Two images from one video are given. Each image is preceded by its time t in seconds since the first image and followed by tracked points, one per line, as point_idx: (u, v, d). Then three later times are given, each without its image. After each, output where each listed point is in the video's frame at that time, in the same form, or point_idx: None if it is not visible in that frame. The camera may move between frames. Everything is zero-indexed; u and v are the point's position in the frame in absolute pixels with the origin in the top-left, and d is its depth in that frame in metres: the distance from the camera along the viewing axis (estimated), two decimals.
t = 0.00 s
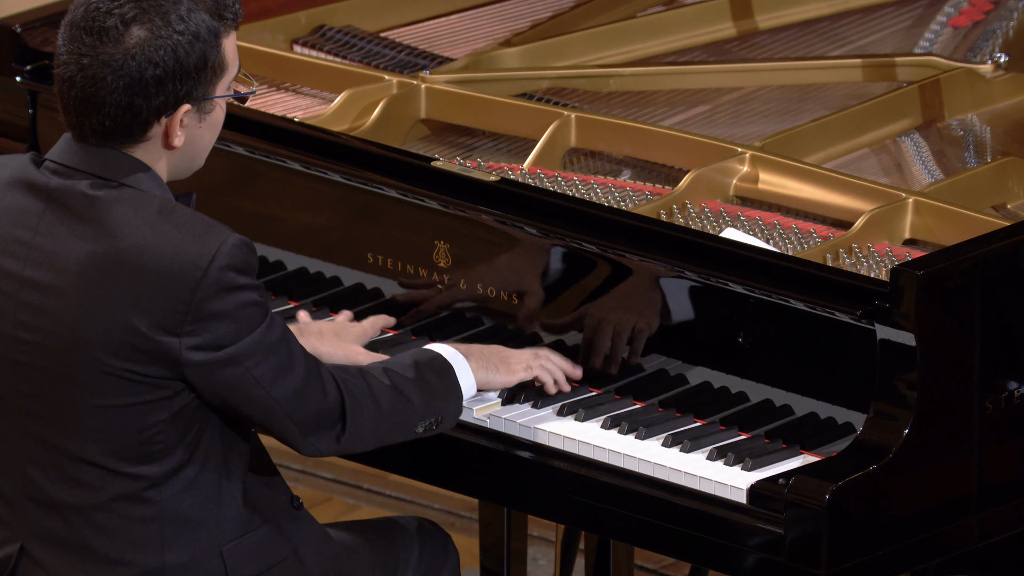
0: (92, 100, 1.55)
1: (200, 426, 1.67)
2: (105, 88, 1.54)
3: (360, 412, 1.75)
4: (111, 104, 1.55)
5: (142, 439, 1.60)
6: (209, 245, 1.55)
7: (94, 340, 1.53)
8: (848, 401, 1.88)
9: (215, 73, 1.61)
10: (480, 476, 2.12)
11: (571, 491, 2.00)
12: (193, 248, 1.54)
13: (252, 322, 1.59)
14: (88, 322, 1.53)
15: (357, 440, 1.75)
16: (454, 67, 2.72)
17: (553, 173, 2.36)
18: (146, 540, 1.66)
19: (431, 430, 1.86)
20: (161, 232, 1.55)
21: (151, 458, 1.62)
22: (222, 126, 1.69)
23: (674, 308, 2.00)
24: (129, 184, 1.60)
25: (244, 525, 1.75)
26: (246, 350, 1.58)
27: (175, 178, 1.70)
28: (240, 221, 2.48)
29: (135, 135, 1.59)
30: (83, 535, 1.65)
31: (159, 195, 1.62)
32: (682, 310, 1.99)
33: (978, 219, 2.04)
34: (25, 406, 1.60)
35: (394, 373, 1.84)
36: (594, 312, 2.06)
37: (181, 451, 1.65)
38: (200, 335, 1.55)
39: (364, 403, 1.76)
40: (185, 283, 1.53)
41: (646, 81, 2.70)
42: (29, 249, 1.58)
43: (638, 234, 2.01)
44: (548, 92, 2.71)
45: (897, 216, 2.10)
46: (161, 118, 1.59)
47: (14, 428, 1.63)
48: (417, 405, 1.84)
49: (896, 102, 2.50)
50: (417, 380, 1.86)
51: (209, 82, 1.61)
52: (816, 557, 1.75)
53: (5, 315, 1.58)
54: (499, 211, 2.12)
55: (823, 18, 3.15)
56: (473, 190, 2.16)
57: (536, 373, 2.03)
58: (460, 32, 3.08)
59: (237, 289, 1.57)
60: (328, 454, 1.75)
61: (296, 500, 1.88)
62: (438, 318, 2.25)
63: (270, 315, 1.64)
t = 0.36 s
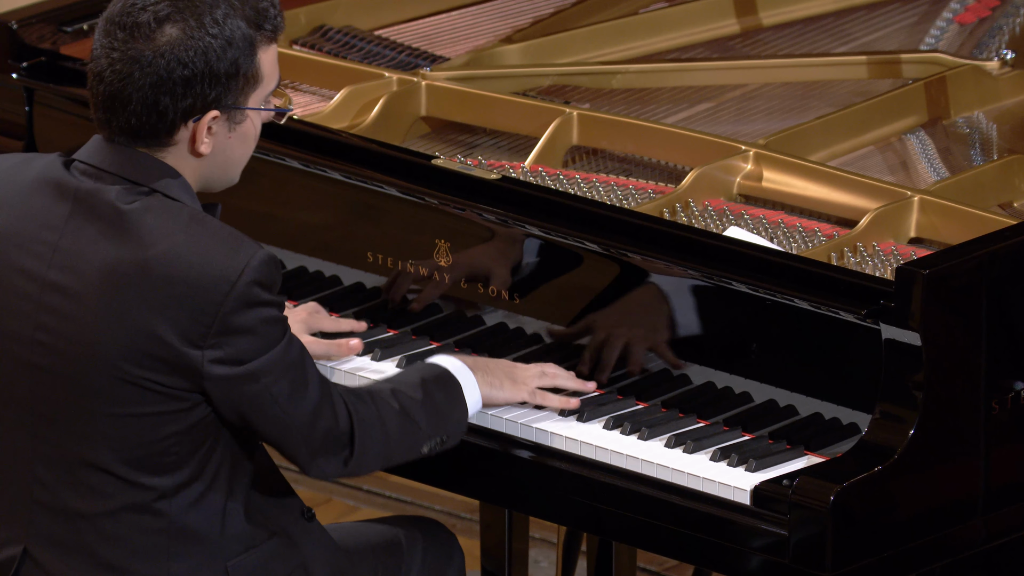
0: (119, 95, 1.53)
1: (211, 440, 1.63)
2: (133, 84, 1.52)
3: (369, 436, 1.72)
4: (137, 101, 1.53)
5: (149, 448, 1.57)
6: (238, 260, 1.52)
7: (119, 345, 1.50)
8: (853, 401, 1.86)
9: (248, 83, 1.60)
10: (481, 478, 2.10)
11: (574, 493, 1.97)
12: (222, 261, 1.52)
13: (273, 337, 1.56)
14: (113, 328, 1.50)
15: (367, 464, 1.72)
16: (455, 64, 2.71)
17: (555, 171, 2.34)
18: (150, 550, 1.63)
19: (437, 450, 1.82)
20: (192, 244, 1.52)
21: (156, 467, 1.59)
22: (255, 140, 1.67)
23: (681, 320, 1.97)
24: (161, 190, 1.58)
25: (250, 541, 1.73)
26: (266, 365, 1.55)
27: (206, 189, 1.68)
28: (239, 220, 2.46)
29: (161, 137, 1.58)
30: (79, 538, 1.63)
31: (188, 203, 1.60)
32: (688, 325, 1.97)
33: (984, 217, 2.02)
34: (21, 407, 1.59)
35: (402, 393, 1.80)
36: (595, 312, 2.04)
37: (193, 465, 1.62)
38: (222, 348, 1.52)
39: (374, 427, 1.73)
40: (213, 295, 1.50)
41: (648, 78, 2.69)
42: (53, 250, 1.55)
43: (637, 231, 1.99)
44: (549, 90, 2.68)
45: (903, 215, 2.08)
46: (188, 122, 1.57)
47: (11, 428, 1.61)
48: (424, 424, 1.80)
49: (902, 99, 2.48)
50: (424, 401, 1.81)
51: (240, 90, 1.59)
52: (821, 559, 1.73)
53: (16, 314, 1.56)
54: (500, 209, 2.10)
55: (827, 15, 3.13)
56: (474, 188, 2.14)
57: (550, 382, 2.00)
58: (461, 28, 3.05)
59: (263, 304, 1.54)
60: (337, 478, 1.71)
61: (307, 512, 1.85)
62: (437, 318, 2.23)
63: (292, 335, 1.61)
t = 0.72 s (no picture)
0: (135, 94, 1.51)
1: (219, 444, 1.60)
2: (151, 83, 1.50)
3: (405, 437, 1.62)
4: (153, 100, 1.51)
5: (148, 451, 1.54)
6: (232, 254, 1.49)
7: (117, 341, 1.48)
8: (859, 401, 1.84)
9: (264, 83, 1.58)
10: (482, 479, 2.08)
11: (576, 495, 1.95)
12: (217, 255, 1.48)
13: (280, 336, 1.52)
14: (112, 322, 1.48)
15: (407, 468, 1.62)
16: (456, 60, 2.69)
17: (558, 169, 2.32)
18: (148, 554, 1.61)
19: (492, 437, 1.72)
20: (190, 239, 1.50)
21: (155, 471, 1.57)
22: (268, 139, 1.65)
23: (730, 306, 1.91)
24: (169, 186, 1.57)
25: (254, 548, 1.70)
26: (269, 363, 1.50)
27: (216, 188, 1.66)
28: (239, 218, 2.44)
29: (175, 136, 1.55)
30: (75, 539, 1.61)
31: (196, 203, 1.58)
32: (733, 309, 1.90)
33: (991, 215, 2.00)
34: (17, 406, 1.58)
35: (441, 388, 1.69)
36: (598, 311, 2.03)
37: (197, 467, 1.60)
38: (216, 345, 1.48)
39: (409, 427, 1.63)
40: (204, 289, 1.47)
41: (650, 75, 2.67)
42: (55, 246, 1.53)
43: (639, 229, 1.98)
44: (552, 87, 2.68)
45: (908, 215, 2.06)
46: (204, 122, 1.55)
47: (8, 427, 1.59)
48: (468, 415, 1.69)
49: (909, 96, 2.46)
50: (467, 393, 1.70)
51: (257, 90, 1.57)
52: (826, 561, 1.71)
53: (15, 310, 1.55)
54: (501, 207, 2.09)
55: (832, 11, 3.11)
56: (475, 187, 2.13)
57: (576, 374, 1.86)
58: (462, 25, 3.03)
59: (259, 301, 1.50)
60: (378, 485, 1.62)
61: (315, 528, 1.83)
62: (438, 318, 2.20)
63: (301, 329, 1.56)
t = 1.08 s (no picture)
0: (148, 101, 1.48)
1: (218, 445, 1.59)
2: (165, 89, 1.47)
3: (372, 437, 1.68)
4: (167, 106, 1.48)
5: (146, 452, 1.53)
6: (249, 266, 1.48)
7: (129, 350, 1.46)
8: (864, 402, 1.82)
9: (275, 84, 1.56)
10: (482, 481, 2.06)
11: (578, 496, 1.93)
12: (234, 268, 1.48)
13: (282, 345, 1.52)
14: (124, 330, 1.45)
15: (369, 467, 1.69)
16: (457, 57, 2.67)
17: (560, 167, 2.30)
18: (146, 557, 1.59)
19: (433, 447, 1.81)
20: (204, 250, 1.48)
21: (153, 472, 1.55)
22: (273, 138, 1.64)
23: (671, 313, 1.94)
24: (176, 194, 1.55)
25: (254, 551, 1.68)
26: (275, 374, 1.51)
27: (220, 189, 1.64)
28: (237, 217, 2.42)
29: (187, 141, 1.53)
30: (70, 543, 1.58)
31: (204, 209, 1.56)
32: (678, 321, 1.94)
33: (997, 214, 1.98)
34: (9, 408, 1.55)
35: (402, 395, 1.78)
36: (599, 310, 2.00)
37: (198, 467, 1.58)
38: (231, 356, 1.48)
39: (376, 428, 1.69)
40: (223, 302, 1.46)
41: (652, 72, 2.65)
42: (63, 252, 1.49)
43: (643, 229, 1.96)
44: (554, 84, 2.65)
45: (914, 214, 2.04)
46: (217, 126, 1.53)
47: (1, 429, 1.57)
48: (423, 423, 1.78)
49: (915, 93, 2.44)
50: (423, 399, 1.80)
51: (268, 92, 1.55)
52: (832, 564, 1.69)
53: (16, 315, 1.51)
54: (505, 207, 2.06)
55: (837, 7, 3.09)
56: (477, 186, 2.11)
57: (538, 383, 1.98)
58: (462, 21, 3.01)
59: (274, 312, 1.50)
60: (338, 481, 1.68)
61: (316, 526, 1.81)
62: (438, 317, 2.18)
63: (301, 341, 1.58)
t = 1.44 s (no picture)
0: (144, 94, 1.47)
1: (214, 445, 1.57)
2: (160, 83, 1.45)
3: (368, 439, 1.66)
4: (163, 100, 1.47)
5: (141, 453, 1.51)
6: (250, 254, 1.47)
7: (127, 344, 1.44)
8: (867, 402, 1.80)
9: (270, 74, 1.54)
10: (483, 481, 2.04)
11: (580, 498, 1.91)
12: (233, 256, 1.46)
13: (281, 339, 1.50)
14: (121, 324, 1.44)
15: (367, 469, 1.67)
16: (457, 54, 2.65)
17: (561, 165, 2.28)
18: (141, 559, 1.57)
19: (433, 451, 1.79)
20: (202, 239, 1.47)
21: (148, 474, 1.53)
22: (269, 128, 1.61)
23: (678, 311, 1.92)
24: (173, 184, 1.53)
25: (252, 552, 1.66)
26: (273, 367, 1.49)
27: (215, 180, 1.62)
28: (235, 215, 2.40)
29: (183, 133, 1.51)
30: (64, 543, 1.57)
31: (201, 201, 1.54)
32: (679, 323, 1.92)
33: (1002, 213, 1.96)
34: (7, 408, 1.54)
35: (399, 396, 1.76)
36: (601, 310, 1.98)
37: (194, 469, 1.55)
38: (230, 347, 1.46)
39: (372, 428, 1.67)
40: (223, 291, 1.45)
41: (654, 69, 2.63)
42: (59, 246, 1.48)
43: (648, 229, 1.95)
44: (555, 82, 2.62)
45: (918, 211, 2.02)
46: (213, 117, 1.51)
47: None
48: (421, 427, 1.76)
49: (920, 90, 2.42)
50: (421, 403, 1.78)
51: (264, 82, 1.53)
52: (837, 566, 1.67)
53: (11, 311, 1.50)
54: (505, 206, 2.04)
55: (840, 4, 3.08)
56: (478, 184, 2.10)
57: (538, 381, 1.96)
58: (462, 18, 2.99)
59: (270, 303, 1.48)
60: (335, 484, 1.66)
61: (318, 525, 1.79)
62: (438, 317, 2.17)
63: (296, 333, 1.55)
